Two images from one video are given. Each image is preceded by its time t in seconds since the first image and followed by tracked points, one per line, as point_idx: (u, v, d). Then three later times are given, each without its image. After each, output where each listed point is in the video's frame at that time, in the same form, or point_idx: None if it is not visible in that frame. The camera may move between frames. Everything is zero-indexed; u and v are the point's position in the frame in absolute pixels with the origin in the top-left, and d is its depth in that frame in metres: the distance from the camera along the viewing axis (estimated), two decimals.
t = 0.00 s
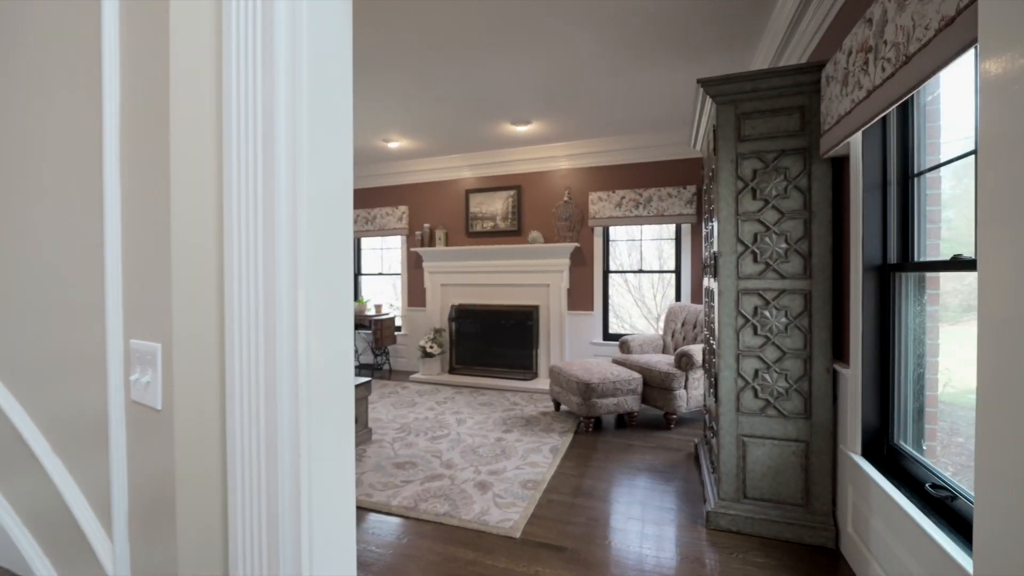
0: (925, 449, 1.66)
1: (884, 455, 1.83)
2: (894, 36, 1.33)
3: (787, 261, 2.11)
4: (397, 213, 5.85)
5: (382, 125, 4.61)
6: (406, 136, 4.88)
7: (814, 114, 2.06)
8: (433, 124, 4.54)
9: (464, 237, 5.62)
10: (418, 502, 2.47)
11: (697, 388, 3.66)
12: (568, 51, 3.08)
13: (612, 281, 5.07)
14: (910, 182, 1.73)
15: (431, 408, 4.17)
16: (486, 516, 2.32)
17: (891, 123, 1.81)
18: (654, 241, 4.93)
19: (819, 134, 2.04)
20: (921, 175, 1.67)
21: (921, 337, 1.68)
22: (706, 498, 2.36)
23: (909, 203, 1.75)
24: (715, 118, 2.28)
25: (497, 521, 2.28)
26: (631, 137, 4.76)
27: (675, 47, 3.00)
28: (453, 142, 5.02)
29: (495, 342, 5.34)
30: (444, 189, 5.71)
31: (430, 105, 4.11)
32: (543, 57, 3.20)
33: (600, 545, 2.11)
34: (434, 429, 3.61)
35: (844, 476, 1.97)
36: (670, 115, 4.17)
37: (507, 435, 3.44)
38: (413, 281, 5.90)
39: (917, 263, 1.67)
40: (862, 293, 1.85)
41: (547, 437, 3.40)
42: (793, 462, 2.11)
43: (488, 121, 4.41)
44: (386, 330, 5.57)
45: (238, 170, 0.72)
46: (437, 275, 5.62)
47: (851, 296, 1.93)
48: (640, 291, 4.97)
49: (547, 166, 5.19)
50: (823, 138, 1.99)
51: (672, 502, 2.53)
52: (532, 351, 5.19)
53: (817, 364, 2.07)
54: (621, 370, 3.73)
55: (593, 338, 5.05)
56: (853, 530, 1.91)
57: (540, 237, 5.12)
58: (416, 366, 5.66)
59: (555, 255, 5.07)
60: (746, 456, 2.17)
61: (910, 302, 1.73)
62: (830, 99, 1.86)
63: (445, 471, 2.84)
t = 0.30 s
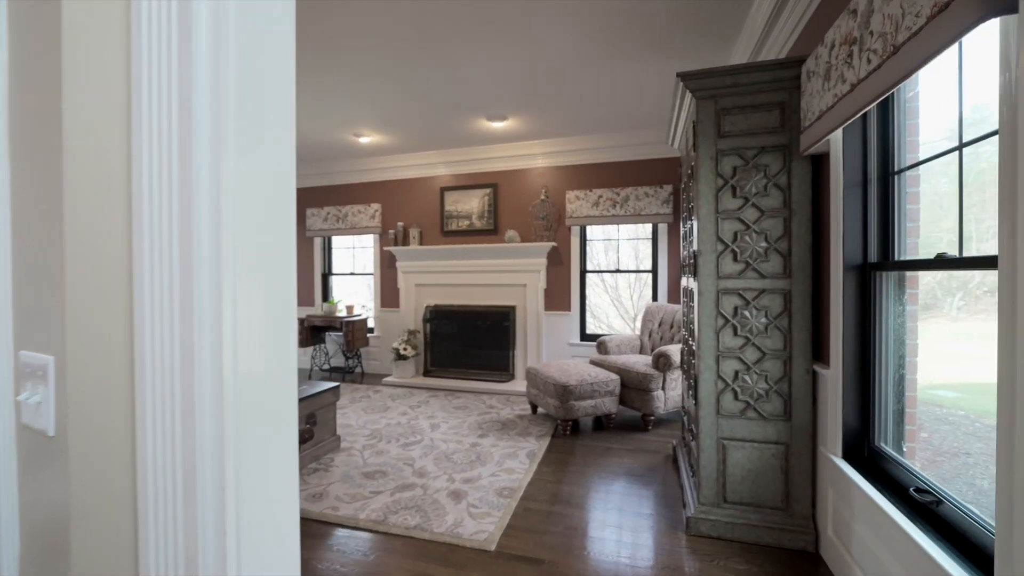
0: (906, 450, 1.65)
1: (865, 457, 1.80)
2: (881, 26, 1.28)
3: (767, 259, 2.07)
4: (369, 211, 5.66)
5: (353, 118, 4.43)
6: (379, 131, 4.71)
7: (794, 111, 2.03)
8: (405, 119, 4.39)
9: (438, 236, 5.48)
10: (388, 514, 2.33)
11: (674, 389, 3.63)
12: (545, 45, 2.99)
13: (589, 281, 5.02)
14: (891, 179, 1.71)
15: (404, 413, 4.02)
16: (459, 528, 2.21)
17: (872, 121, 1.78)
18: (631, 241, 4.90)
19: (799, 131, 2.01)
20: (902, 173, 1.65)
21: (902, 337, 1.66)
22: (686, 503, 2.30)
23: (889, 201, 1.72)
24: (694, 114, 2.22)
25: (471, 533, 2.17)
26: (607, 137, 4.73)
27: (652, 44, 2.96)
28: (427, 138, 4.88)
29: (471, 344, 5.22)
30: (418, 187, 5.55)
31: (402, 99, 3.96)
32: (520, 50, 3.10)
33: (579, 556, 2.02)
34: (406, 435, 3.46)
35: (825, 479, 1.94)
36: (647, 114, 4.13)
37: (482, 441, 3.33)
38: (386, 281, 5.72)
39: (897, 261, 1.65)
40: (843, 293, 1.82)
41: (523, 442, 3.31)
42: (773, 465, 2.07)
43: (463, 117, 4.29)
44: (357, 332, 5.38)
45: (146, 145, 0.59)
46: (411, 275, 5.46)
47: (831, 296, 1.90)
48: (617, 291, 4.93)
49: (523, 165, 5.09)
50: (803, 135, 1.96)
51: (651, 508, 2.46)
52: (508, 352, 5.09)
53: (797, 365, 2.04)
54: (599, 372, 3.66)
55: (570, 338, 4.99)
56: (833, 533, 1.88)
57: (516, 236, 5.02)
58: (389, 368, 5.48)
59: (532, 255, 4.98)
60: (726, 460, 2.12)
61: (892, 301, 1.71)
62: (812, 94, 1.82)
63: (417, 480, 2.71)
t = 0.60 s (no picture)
0: (892, 455, 1.61)
1: (852, 463, 1.76)
2: (873, 15, 1.23)
3: (751, 260, 2.02)
4: (342, 209, 5.46)
5: (324, 112, 4.25)
6: (351, 126, 4.53)
7: (778, 108, 1.98)
8: (379, 114, 4.23)
9: (415, 236, 5.32)
10: (357, 530, 2.19)
11: (654, 391, 3.58)
12: (523, 38, 2.90)
13: (569, 282, 4.94)
14: (877, 178, 1.67)
15: (378, 419, 3.86)
16: (433, 543, 2.09)
17: (857, 119, 1.75)
18: (611, 241, 4.84)
19: (783, 128, 1.97)
20: (887, 171, 1.62)
21: (888, 339, 1.62)
22: (668, 511, 2.23)
23: (875, 200, 1.69)
24: (676, 110, 2.16)
25: (446, 548, 2.05)
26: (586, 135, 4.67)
27: (633, 40, 2.90)
28: (402, 134, 4.73)
29: (448, 346, 5.08)
30: (393, 184, 5.38)
31: (376, 92, 3.81)
32: (497, 44, 3.00)
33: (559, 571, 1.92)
34: (379, 443, 3.31)
35: (809, 485, 1.89)
36: (627, 112, 4.08)
37: (459, 448, 3.20)
38: (360, 282, 5.53)
39: (883, 262, 1.61)
40: (829, 294, 1.78)
41: (501, 448, 3.20)
42: (757, 470, 2.02)
43: (439, 113, 4.16)
44: (330, 335, 5.18)
45: (17, 85, 0.45)
46: (386, 275, 5.29)
47: (816, 297, 1.85)
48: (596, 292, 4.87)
49: (502, 163, 4.99)
50: (787, 133, 1.91)
51: (633, 516, 2.39)
52: (487, 354, 4.98)
53: (780, 368, 1.99)
54: (578, 374, 3.59)
55: (549, 340, 4.91)
56: (818, 540, 1.83)
57: (495, 236, 4.91)
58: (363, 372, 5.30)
59: (511, 255, 4.88)
60: (709, 466, 2.06)
61: (877, 302, 1.67)
62: (797, 90, 1.78)
63: (390, 491, 2.57)
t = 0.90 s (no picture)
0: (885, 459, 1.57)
1: (844, 467, 1.71)
2: None
3: (740, 258, 1.95)
4: (318, 205, 5.27)
5: (298, 104, 4.07)
6: (326, 119, 4.36)
7: (767, 102, 1.92)
8: (355, 107, 4.07)
9: (393, 233, 5.17)
10: (329, 545, 2.06)
11: (639, 392, 3.51)
12: (505, 29, 2.79)
13: (552, 281, 4.86)
14: (870, 173, 1.63)
15: (354, 424, 3.71)
16: (410, 558, 1.97)
17: (849, 113, 1.70)
18: (595, 240, 4.77)
19: (773, 123, 1.91)
20: (880, 167, 1.58)
21: (881, 339, 1.58)
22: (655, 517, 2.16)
23: (868, 196, 1.64)
24: (663, 103, 2.08)
25: (424, 563, 1.93)
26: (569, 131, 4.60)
27: (617, 33, 2.82)
28: (380, 128, 4.58)
29: (428, 347, 4.94)
30: (371, 181, 5.22)
31: (352, 84, 3.65)
32: (478, 34, 2.88)
33: None
34: (355, 449, 3.16)
35: (800, 490, 1.84)
36: (611, 108, 4.01)
37: (439, 453, 3.08)
38: (337, 281, 5.34)
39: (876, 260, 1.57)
40: (820, 293, 1.72)
41: (483, 453, 3.09)
42: (747, 475, 1.96)
43: (419, 106, 4.03)
44: (305, 336, 4.99)
45: None
46: (364, 274, 5.13)
47: (807, 296, 1.80)
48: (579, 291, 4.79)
49: (483, 159, 4.87)
50: (777, 127, 1.85)
51: (619, 523, 2.31)
52: (468, 355, 4.86)
53: (770, 369, 1.93)
54: (562, 376, 3.50)
55: (532, 340, 4.81)
56: (810, 546, 1.78)
57: (476, 234, 4.80)
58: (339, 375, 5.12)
59: (492, 253, 4.77)
60: (698, 472, 1.99)
61: (870, 301, 1.63)
62: (788, 82, 1.72)
63: (365, 501, 2.44)
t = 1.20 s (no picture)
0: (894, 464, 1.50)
1: (851, 473, 1.63)
2: None
3: (740, 254, 1.87)
4: (300, 202, 5.08)
5: (277, 95, 3.90)
6: (308, 111, 4.19)
7: (769, 91, 1.84)
8: (338, 98, 3.92)
9: (378, 230, 5.02)
10: (307, 560, 1.93)
11: (632, 393, 3.43)
12: (494, 16, 2.68)
13: (541, 279, 4.76)
14: (878, 165, 1.56)
15: (336, 428, 3.56)
16: (394, 573, 1.85)
17: (856, 103, 1.63)
18: (585, 237, 4.68)
19: (774, 113, 1.83)
20: (888, 158, 1.50)
21: (890, 338, 1.51)
22: (651, 525, 2.07)
23: (876, 189, 1.56)
24: (660, 91, 1.99)
25: None
26: (559, 126, 4.51)
27: (611, 22, 2.73)
28: (364, 122, 4.43)
29: (414, 347, 4.81)
30: (356, 176, 5.06)
31: (334, 74, 3.51)
32: (466, 22, 2.77)
33: None
34: (337, 456, 3.02)
35: (803, 496, 1.77)
36: (602, 102, 3.93)
37: (425, 459, 2.95)
38: (320, 280, 5.17)
39: (884, 255, 1.50)
40: (826, 291, 1.64)
41: (471, 458, 2.97)
42: (748, 481, 1.88)
43: (404, 98, 3.89)
44: (285, 337, 4.81)
45: None
46: (348, 273, 4.97)
47: (811, 294, 1.72)
48: (569, 289, 4.70)
49: (471, 155, 4.76)
50: (780, 117, 1.77)
51: (614, 531, 2.21)
52: (455, 356, 4.73)
53: (771, 370, 1.85)
54: (552, 377, 3.40)
55: (521, 340, 4.71)
56: (814, 555, 1.71)
57: (464, 231, 4.68)
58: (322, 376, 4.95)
59: (481, 251, 4.66)
60: (697, 478, 1.90)
61: (877, 298, 1.55)
62: (793, 69, 1.64)
63: (346, 512, 2.31)
